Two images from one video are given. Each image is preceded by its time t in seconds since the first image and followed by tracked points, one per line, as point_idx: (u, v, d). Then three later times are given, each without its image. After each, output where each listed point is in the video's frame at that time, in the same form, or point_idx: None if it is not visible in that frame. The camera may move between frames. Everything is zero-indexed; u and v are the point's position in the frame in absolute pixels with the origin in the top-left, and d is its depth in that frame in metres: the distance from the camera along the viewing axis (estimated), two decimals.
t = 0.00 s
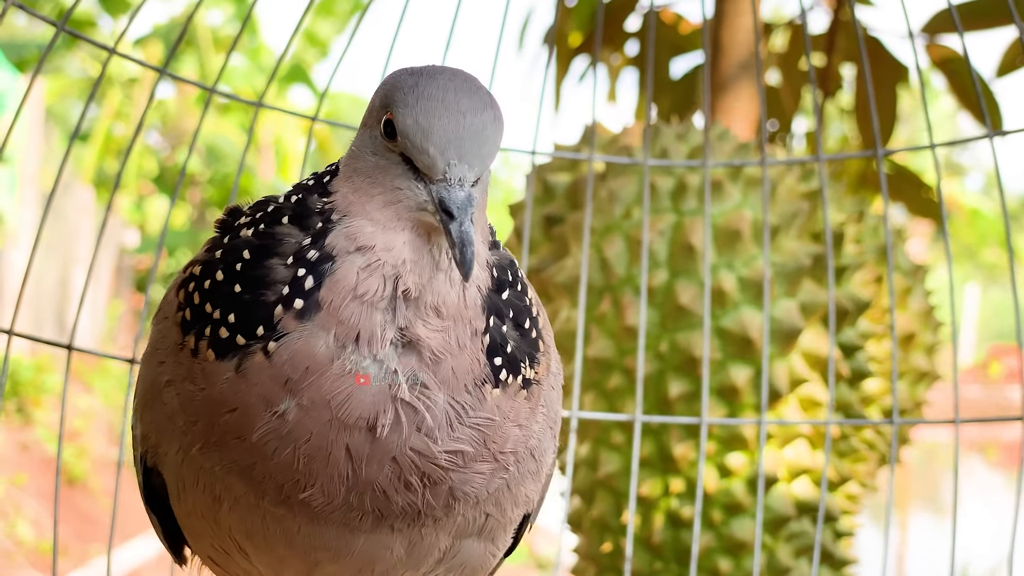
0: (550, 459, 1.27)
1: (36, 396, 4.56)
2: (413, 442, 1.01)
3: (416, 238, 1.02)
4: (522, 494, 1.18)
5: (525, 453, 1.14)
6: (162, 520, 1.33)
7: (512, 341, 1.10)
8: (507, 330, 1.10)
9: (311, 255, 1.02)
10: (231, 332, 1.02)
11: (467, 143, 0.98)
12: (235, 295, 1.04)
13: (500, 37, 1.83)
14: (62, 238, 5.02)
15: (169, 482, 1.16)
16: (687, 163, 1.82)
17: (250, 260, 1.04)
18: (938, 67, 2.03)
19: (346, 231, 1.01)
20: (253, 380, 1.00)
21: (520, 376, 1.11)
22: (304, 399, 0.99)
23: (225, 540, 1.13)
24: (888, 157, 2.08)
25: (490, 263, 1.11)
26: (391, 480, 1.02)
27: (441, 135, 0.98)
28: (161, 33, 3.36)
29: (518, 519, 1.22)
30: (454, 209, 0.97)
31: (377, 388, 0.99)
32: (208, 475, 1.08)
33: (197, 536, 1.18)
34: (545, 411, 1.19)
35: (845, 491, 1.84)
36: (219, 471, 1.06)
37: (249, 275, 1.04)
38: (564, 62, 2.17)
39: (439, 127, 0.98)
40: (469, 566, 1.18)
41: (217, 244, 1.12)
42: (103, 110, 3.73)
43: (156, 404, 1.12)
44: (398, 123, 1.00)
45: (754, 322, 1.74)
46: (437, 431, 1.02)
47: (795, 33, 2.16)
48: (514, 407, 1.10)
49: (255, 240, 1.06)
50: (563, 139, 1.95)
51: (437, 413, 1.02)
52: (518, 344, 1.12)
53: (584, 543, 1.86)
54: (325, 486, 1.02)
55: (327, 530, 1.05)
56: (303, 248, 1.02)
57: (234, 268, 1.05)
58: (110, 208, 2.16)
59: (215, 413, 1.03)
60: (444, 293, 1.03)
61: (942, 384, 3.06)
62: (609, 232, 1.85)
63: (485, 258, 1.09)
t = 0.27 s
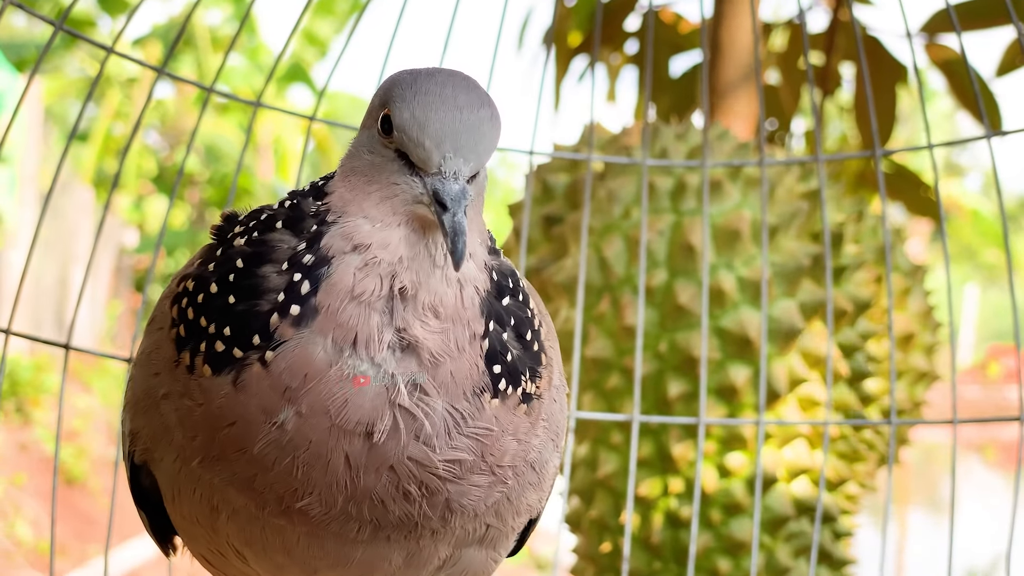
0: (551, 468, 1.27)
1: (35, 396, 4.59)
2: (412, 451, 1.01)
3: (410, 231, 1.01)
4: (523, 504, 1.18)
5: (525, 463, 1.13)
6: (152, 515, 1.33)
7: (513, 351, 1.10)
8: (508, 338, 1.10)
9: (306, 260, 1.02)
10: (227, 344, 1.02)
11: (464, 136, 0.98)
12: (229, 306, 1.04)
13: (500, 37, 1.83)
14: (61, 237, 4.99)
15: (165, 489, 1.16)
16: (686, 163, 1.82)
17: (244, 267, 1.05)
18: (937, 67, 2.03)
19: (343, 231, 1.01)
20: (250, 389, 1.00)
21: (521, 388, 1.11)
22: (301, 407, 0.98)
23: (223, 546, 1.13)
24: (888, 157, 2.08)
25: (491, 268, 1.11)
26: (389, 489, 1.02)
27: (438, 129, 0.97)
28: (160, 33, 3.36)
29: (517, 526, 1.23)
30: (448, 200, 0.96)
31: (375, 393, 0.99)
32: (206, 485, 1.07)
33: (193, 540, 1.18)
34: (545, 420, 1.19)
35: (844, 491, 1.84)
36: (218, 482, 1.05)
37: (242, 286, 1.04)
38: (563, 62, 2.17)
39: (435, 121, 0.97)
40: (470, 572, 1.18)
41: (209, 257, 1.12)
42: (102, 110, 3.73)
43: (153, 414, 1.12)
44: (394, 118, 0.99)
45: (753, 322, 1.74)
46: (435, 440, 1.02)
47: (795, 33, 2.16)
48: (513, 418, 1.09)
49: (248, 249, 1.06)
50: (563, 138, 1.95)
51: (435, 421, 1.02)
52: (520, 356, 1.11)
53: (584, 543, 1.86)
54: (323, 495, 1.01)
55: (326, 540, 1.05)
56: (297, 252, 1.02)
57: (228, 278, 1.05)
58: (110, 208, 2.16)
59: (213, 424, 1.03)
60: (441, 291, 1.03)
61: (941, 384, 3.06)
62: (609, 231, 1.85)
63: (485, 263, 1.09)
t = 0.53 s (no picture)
0: (552, 469, 1.26)
1: (34, 396, 4.56)
2: (409, 454, 1.00)
3: (410, 225, 1.01)
4: (525, 501, 1.18)
5: (524, 466, 1.13)
6: (168, 524, 1.32)
7: (514, 358, 1.09)
8: (508, 344, 1.09)
9: (299, 258, 1.02)
10: (224, 348, 1.03)
11: (465, 127, 0.98)
12: (225, 309, 1.04)
13: (500, 38, 1.83)
14: (60, 237, 5.00)
15: (173, 490, 1.16)
16: (687, 163, 1.82)
17: (239, 270, 1.05)
18: (937, 67, 2.03)
19: (340, 228, 1.01)
20: (246, 393, 1.00)
21: (521, 395, 1.10)
22: (297, 409, 0.98)
23: (229, 546, 1.13)
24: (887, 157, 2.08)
25: (491, 269, 1.10)
26: (387, 492, 1.02)
27: (438, 121, 0.98)
28: (159, 33, 3.36)
29: (521, 525, 1.22)
30: (449, 189, 0.96)
31: (371, 395, 0.98)
32: (209, 486, 1.08)
33: (200, 541, 1.18)
34: (546, 422, 1.18)
35: (844, 491, 1.84)
36: (221, 483, 1.06)
37: (236, 289, 1.04)
38: (563, 62, 2.17)
39: (436, 112, 0.98)
40: (475, 570, 1.18)
41: (209, 259, 1.12)
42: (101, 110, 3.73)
43: (159, 415, 1.13)
44: (395, 110, 1.00)
45: (754, 323, 1.74)
46: (432, 444, 1.02)
47: (795, 33, 2.16)
48: (513, 423, 1.09)
49: (243, 251, 1.06)
50: (563, 139, 1.95)
51: (432, 424, 1.01)
52: (521, 360, 1.11)
53: (584, 543, 1.86)
54: (322, 497, 1.01)
55: (327, 541, 1.05)
56: (292, 252, 1.02)
57: (223, 281, 1.06)
58: (110, 208, 2.16)
59: (214, 425, 1.03)
60: (439, 291, 1.02)
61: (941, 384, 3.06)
62: (609, 232, 1.85)
63: (485, 264, 1.09)
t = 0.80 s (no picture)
0: (551, 466, 1.26)
1: (33, 395, 4.54)
2: (408, 451, 1.01)
3: (411, 221, 1.02)
4: (524, 500, 1.18)
5: (523, 463, 1.13)
6: (171, 526, 1.32)
7: (513, 357, 1.09)
8: (508, 343, 1.09)
9: (303, 262, 1.02)
10: (227, 346, 1.02)
11: (467, 120, 0.98)
12: (228, 308, 1.04)
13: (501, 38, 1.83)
14: (60, 237, 5.00)
15: (176, 490, 1.16)
16: (687, 164, 1.82)
17: (243, 270, 1.05)
18: (937, 67, 2.03)
19: (343, 229, 1.01)
20: (249, 391, 1.00)
21: (519, 393, 1.10)
22: (299, 408, 0.98)
23: (231, 545, 1.13)
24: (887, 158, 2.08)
25: (491, 269, 1.10)
26: (388, 489, 1.02)
27: (440, 114, 0.98)
28: (160, 33, 3.36)
29: (518, 524, 1.23)
30: (452, 183, 0.96)
31: (372, 395, 0.98)
32: (212, 483, 1.08)
33: (203, 541, 1.18)
34: (545, 419, 1.18)
35: (845, 491, 1.85)
36: (223, 480, 1.06)
37: (242, 289, 1.04)
38: (563, 63, 2.17)
39: (439, 106, 0.98)
40: (473, 570, 1.18)
41: (216, 258, 1.13)
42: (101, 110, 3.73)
43: (162, 413, 1.13)
44: (398, 104, 1.00)
45: (754, 323, 1.74)
46: (432, 442, 1.02)
47: (795, 33, 2.16)
48: (512, 420, 1.09)
49: (248, 253, 1.06)
50: (563, 139, 1.95)
51: (432, 422, 1.01)
52: (521, 360, 1.11)
53: (584, 543, 1.86)
54: (323, 494, 1.02)
55: (328, 538, 1.05)
56: (296, 253, 1.03)
57: (228, 281, 1.06)
58: (110, 209, 2.15)
59: (217, 423, 1.03)
60: (440, 290, 1.03)
61: (941, 385, 3.06)
62: (609, 232, 1.85)
63: (485, 263, 1.09)
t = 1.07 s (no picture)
0: (550, 469, 1.26)
1: (33, 395, 4.57)
2: (405, 456, 1.00)
3: (413, 222, 1.02)
4: (522, 504, 1.18)
5: (521, 468, 1.13)
6: (170, 528, 1.32)
7: (512, 362, 1.09)
8: (507, 348, 1.09)
9: (299, 264, 1.01)
10: (225, 349, 1.02)
11: (467, 119, 0.98)
12: (226, 311, 1.04)
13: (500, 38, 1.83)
14: (59, 237, 5.00)
15: (174, 492, 1.16)
16: (687, 164, 1.82)
17: (240, 273, 1.05)
18: (937, 67, 2.03)
19: (343, 232, 1.01)
20: (246, 393, 1.00)
21: (518, 398, 1.09)
22: (297, 412, 0.98)
23: (228, 547, 1.13)
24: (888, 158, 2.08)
25: (491, 272, 1.09)
26: (384, 493, 1.01)
27: (441, 112, 0.98)
28: (160, 33, 3.36)
29: (517, 528, 1.22)
30: (453, 181, 0.97)
31: (369, 399, 0.98)
32: (209, 486, 1.08)
33: (201, 543, 1.18)
34: (544, 423, 1.18)
35: (845, 492, 1.84)
36: (220, 482, 1.06)
37: (238, 292, 1.04)
38: (563, 63, 2.17)
39: (438, 104, 0.98)
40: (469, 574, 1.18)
41: (214, 260, 1.13)
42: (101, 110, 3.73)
43: (159, 414, 1.12)
44: (398, 102, 1.00)
45: (755, 323, 1.74)
46: (429, 447, 1.01)
47: (795, 33, 2.16)
48: (511, 425, 1.09)
49: (243, 256, 1.06)
50: (564, 139, 1.95)
51: (429, 427, 1.01)
52: (519, 365, 1.10)
53: (584, 544, 1.85)
54: (320, 497, 1.01)
55: (325, 540, 1.05)
56: (293, 255, 1.02)
57: (226, 283, 1.05)
58: (110, 208, 2.15)
59: (214, 424, 1.03)
60: (438, 294, 1.02)
61: (941, 385, 3.06)
62: (610, 232, 1.85)
63: (484, 266, 1.08)
